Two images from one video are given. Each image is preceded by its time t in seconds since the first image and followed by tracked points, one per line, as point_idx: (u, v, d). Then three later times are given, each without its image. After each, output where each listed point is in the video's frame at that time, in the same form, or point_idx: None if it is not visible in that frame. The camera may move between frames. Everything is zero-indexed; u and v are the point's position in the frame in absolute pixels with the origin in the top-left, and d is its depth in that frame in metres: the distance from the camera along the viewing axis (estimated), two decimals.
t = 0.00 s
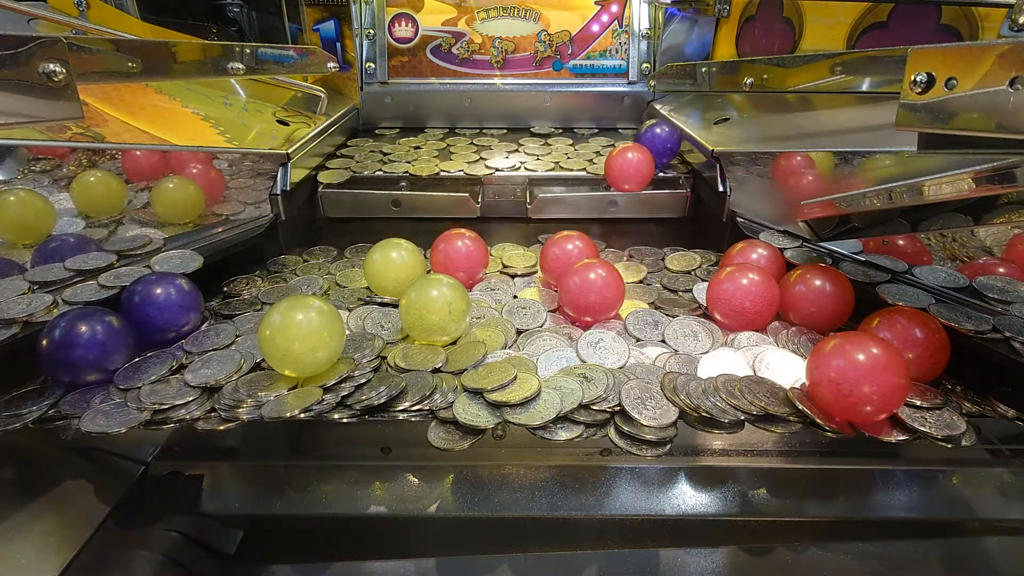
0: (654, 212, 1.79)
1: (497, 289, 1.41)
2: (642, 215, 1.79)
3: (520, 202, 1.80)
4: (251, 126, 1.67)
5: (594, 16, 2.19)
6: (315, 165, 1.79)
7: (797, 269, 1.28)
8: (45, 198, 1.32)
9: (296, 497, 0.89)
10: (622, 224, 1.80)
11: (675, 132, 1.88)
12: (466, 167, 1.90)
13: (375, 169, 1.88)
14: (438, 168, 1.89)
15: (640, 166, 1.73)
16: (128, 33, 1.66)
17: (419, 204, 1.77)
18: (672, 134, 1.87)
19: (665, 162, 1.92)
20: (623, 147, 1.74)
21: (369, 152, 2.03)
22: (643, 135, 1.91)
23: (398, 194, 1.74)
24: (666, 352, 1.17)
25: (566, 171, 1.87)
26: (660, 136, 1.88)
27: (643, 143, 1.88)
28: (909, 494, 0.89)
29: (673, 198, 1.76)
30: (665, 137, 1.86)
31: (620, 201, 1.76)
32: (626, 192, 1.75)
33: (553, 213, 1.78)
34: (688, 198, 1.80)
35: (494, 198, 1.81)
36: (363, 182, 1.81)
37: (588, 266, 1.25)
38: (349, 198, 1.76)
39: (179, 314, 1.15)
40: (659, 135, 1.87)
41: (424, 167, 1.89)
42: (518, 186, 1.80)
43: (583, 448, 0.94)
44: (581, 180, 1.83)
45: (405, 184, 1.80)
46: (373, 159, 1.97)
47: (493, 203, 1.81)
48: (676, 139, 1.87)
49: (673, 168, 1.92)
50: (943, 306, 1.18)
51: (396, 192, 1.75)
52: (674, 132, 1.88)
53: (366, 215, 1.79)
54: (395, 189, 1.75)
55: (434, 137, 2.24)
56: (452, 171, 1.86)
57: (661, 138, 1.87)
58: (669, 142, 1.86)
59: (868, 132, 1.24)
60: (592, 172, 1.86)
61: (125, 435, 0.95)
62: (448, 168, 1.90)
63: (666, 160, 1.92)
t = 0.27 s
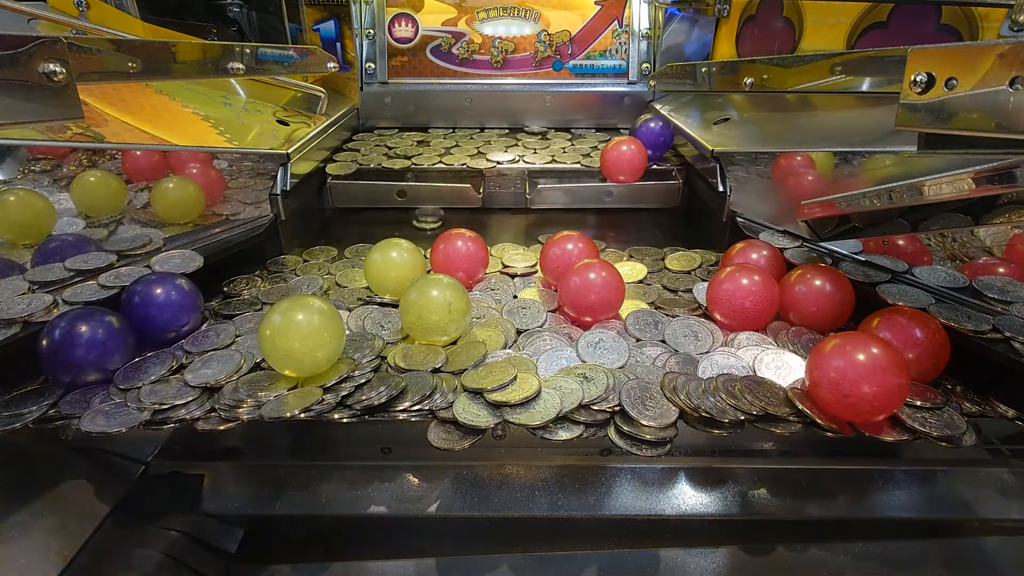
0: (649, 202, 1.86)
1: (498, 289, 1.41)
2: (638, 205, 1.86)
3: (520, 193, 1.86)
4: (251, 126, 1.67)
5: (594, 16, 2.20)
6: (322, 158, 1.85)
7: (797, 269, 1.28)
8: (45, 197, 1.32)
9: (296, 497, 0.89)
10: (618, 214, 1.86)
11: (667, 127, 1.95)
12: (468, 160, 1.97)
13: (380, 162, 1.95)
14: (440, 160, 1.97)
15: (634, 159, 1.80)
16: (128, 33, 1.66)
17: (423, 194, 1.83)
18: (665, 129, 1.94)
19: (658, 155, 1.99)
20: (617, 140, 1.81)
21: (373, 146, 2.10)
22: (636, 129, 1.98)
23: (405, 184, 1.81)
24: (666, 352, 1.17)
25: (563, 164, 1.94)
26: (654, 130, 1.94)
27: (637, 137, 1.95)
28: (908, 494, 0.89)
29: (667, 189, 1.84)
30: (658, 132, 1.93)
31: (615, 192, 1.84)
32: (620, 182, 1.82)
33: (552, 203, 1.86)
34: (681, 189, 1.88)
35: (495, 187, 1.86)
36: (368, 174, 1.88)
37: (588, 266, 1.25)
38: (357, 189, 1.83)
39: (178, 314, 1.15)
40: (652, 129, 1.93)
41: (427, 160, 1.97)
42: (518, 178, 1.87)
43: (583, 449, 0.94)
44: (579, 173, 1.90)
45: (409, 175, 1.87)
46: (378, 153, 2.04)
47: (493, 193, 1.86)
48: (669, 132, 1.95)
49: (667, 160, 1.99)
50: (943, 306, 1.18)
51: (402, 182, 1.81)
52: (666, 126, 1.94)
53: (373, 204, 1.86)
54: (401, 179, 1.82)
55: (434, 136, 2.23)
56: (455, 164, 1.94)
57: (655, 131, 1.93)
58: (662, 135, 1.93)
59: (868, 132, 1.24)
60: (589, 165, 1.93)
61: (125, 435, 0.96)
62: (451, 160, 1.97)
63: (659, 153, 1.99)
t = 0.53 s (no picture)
0: (646, 197, 1.89)
1: (498, 289, 1.41)
2: (635, 199, 1.89)
3: (520, 187, 1.89)
4: (251, 126, 1.67)
5: (594, 16, 2.20)
6: (327, 153, 1.89)
7: (797, 269, 1.28)
8: (45, 197, 1.32)
9: (296, 496, 0.89)
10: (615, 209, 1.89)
11: (664, 124, 1.97)
12: (469, 156, 2.00)
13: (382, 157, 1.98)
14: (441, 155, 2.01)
15: (628, 153, 1.83)
16: (128, 33, 1.66)
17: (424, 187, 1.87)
18: (660, 125, 1.96)
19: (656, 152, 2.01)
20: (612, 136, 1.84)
21: (375, 143, 2.12)
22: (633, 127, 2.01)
23: (407, 178, 1.85)
24: (666, 353, 1.17)
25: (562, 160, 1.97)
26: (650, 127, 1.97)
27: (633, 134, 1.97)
28: (908, 495, 0.89)
29: (663, 183, 1.87)
30: (654, 129, 1.95)
31: (613, 186, 1.86)
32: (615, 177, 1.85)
33: (551, 198, 1.89)
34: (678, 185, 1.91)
35: (496, 182, 1.89)
36: (371, 169, 1.91)
37: (588, 266, 1.25)
38: (359, 182, 1.87)
39: (179, 314, 1.15)
40: (649, 126, 1.96)
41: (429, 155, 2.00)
42: (517, 173, 1.89)
43: (583, 449, 0.94)
44: (578, 168, 1.93)
45: (411, 170, 1.90)
46: (381, 149, 2.06)
47: (493, 187, 1.89)
48: (665, 129, 1.97)
49: (664, 157, 2.02)
50: (943, 306, 1.18)
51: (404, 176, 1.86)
52: (663, 124, 1.97)
53: (375, 199, 1.90)
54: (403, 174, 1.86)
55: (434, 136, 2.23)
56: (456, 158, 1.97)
57: (651, 128, 1.96)
58: (658, 132, 1.96)
59: (868, 132, 1.24)
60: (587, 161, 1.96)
61: (125, 435, 0.96)
62: (452, 155, 2.01)
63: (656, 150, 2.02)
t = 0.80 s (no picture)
0: (645, 195, 1.89)
1: (497, 289, 1.41)
2: (634, 197, 1.89)
3: (520, 184, 1.89)
4: (251, 126, 1.67)
5: (594, 16, 2.20)
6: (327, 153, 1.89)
7: (797, 269, 1.28)
8: (45, 197, 1.32)
9: (296, 496, 0.89)
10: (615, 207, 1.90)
11: (664, 125, 1.95)
12: (470, 154, 2.00)
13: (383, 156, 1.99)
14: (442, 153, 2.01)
15: (623, 152, 1.82)
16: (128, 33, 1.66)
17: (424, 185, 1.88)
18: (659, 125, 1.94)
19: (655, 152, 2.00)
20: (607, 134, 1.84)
21: (375, 142, 2.13)
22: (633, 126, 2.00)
23: (407, 177, 1.86)
24: (666, 353, 1.17)
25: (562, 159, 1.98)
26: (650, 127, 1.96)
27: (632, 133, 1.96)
28: (908, 495, 0.90)
29: (663, 181, 1.88)
30: (652, 128, 1.94)
31: (613, 184, 1.87)
32: (611, 176, 1.85)
33: (551, 196, 1.89)
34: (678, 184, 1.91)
35: (496, 181, 1.89)
36: (371, 168, 1.92)
37: (587, 266, 1.25)
38: (360, 181, 1.87)
39: (179, 314, 1.15)
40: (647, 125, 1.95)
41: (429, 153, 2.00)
42: (517, 172, 1.89)
43: (582, 449, 0.94)
44: (578, 166, 1.93)
45: (411, 168, 1.91)
46: (382, 149, 2.06)
47: (494, 186, 1.89)
48: (664, 129, 1.95)
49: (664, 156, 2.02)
50: (943, 306, 1.18)
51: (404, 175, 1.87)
52: (662, 123, 1.95)
53: (376, 197, 1.90)
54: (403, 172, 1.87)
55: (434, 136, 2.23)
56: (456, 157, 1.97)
57: (651, 128, 1.95)
58: (656, 132, 1.94)
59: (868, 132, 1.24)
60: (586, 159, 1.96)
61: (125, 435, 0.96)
62: (453, 153, 2.01)
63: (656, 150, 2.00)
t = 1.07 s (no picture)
0: (645, 198, 1.90)
1: (497, 289, 1.41)
2: (633, 200, 1.89)
3: (520, 187, 1.89)
4: (251, 126, 1.67)
5: (594, 16, 2.20)
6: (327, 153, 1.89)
7: (797, 269, 1.28)
8: (45, 197, 1.32)
9: (296, 496, 0.89)
10: (615, 209, 1.89)
11: (665, 126, 1.95)
12: (469, 155, 2.00)
13: (383, 157, 1.98)
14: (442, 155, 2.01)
15: (624, 155, 1.82)
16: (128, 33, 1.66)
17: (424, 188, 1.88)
18: (661, 127, 1.94)
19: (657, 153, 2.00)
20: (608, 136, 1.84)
21: (376, 143, 2.13)
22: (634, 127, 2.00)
23: (406, 180, 1.87)
24: (666, 353, 1.17)
25: (562, 160, 1.98)
26: (651, 128, 1.95)
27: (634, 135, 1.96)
28: (908, 495, 0.89)
29: (662, 184, 1.87)
30: (654, 130, 1.94)
31: (612, 186, 1.87)
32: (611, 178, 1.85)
33: (551, 199, 1.90)
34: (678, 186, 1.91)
35: (496, 183, 1.89)
36: (371, 170, 1.92)
37: (587, 266, 1.25)
38: (360, 184, 1.88)
39: (179, 314, 1.15)
40: (649, 127, 1.95)
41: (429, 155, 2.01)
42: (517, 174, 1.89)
43: (582, 449, 0.94)
44: (579, 168, 1.94)
45: (411, 171, 1.91)
46: (381, 150, 2.06)
47: (494, 188, 1.89)
48: (666, 131, 1.95)
49: (666, 158, 2.01)
50: (943, 306, 1.18)
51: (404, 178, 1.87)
52: (664, 125, 1.95)
53: (376, 200, 1.90)
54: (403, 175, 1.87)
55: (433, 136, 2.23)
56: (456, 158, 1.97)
57: (652, 129, 1.94)
58: (658, 134, 1.93)
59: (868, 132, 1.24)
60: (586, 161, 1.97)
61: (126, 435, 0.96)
62: (453, 155, 2.01)
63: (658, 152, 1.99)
